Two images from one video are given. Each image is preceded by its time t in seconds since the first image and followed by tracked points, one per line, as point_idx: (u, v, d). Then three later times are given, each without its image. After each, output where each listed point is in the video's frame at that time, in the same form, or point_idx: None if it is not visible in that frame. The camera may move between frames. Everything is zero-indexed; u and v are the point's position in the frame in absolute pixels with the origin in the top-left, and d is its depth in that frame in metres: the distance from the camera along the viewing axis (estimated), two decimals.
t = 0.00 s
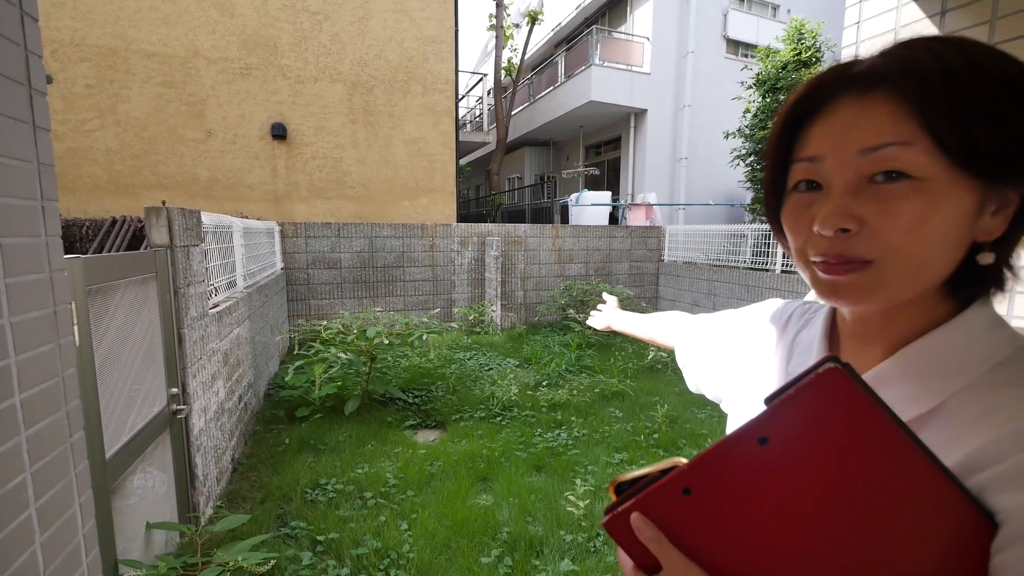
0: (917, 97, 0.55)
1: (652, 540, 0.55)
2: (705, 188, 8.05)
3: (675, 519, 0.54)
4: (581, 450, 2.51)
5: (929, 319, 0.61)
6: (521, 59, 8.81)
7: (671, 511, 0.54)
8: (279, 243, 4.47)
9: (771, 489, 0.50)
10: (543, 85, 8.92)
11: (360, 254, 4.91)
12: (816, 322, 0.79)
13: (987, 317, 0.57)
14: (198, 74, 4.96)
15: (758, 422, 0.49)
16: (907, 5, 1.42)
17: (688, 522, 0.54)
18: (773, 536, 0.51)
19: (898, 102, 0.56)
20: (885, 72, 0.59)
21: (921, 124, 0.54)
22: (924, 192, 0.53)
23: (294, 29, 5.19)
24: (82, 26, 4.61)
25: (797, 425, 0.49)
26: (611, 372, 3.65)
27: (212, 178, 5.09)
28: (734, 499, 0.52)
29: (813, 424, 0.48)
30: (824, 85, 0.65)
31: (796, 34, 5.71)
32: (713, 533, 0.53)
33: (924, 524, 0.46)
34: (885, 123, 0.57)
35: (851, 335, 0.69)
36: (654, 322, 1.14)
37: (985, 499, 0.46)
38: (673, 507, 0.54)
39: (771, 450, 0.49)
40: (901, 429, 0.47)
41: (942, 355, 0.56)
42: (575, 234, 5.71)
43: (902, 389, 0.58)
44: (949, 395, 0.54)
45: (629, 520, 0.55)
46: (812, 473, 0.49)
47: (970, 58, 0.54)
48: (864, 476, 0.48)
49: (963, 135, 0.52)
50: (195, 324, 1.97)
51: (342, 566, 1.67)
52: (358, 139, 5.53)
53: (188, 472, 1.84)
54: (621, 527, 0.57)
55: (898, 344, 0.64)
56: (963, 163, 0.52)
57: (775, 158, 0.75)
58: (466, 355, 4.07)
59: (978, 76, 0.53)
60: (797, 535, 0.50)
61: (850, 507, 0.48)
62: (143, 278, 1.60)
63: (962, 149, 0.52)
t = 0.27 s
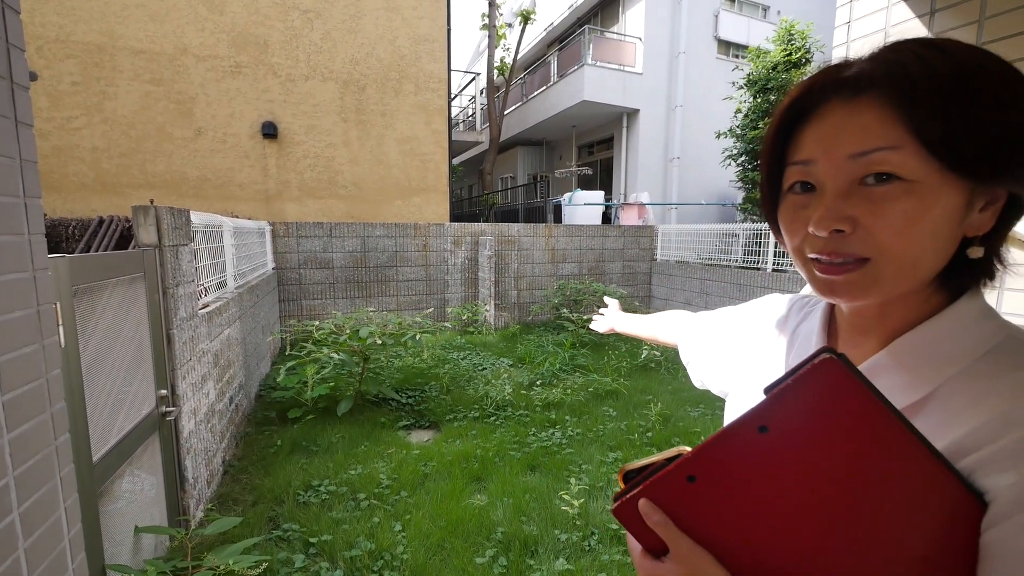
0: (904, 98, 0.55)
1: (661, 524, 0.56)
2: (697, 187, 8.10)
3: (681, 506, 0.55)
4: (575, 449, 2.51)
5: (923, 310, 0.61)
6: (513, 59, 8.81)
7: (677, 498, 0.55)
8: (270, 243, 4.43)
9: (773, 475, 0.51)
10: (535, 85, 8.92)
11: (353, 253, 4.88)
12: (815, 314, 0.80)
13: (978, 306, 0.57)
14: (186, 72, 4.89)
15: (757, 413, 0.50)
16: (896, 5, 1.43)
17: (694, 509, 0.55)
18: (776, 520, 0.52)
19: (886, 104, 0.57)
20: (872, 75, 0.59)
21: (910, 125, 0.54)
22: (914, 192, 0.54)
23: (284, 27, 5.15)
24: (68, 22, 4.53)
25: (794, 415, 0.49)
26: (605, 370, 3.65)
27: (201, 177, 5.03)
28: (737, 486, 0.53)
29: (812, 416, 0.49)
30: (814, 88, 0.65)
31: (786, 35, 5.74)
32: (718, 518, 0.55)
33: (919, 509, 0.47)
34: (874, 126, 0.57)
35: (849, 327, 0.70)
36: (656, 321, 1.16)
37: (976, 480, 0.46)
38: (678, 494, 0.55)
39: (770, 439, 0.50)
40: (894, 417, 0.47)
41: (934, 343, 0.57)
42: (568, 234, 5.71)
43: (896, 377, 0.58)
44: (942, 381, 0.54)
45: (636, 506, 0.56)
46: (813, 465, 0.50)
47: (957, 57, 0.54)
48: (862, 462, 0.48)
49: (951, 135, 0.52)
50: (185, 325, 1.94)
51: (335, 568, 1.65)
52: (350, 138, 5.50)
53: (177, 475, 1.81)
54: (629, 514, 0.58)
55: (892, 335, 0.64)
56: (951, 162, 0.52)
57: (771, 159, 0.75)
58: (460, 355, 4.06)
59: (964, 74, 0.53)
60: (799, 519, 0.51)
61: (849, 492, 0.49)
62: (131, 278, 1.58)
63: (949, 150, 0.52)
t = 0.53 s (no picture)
0: (885, 105, 0.56)
1: (651, 508, 0.56)
2: (691, 188, 8.14)
3: (672, 494, 0.56)
4: (569, 449, 2.51)
5: (911, 308, 0.62)
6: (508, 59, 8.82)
7: (668, 486, 0.56)
8: (263, 243, 4.40)
9: (761, 466, 0.52)
10: (530, 85, 8.93)
11: (347, 253, 4.86)
12: (808, 309, 0.81)
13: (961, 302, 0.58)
14: (178, 70, 4.85)
15: (745, 403, 0.51)
16: (888, 6, 1.45)
17: (684, 497, 0.55)
18: (764, 509, 0.53)
19: (869, 109, 0.57)
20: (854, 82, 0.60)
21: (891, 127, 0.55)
22: (895, 193, 0.54)
23: (278, 26, 5.12)
24: (57, 20, 4.48)
25: (781, 406, 0.50)
26: (600, 370, 3.66)
27: (193, 176, 4.98)
28: (726, 475, 0.53)
29: (800, 407, 0.49)
30: (800, 94, 0.66)
31: (778, 37, 5.77)
32: (708, 507, 0.55)
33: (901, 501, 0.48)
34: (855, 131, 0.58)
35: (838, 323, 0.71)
36: (654, 319, 1.16)
37: (954, 471, 0.47)
38: (669, 482, 0.55)
39: (759, 429, 0.51)
40: (877, 409, 0.48)
41: (918, 339, 0.57)
42: (563, 234, 5.72)
43: (881, 372, 0.59)
44: (925, 375, 0.55)
45: (627, 493, 0.56)
46: (801, 456, 0.50)
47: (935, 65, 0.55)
48: (847, 453, 0.49)
49: (929, 140, 0.53)
50: (175, 325, 1.92)
51: (328, 568, 1.64)
52: (344, 137, 5.47)
53: (169, 476, 1.79)
54: (621, 500, 0.58)
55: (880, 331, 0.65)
56: (929, 163, 0.53)
57: (762, 161, 0.76)
58: (454, 355, 4.05)
59: (941, 82, 0.54)
60: (787, 509, 0.52)
61: (835, 483, 0.50)
62: (121, 277, 1.56)
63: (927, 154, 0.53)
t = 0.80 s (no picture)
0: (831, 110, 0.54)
1: (635, 500, 0.56)
2: (690, 187, 8.14)
3: (657, 487, 0.56)
4: (569, 448, 2.51)
5: (913, 308, 0.60)
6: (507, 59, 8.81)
7: (652, 479, 0.56)
8: (261, 242, 4.39)
9: (745, 463, 0.52)
10: (529, 85, 8.93)
11: (345, 253, 4.86)
12: (813, 308, 0.81)
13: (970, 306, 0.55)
14: (175, 69, 4.84)
15: (730, 401, 0.51)
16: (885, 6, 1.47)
17: (669, 490, 0.56)
18: (746, 507, 0.53)
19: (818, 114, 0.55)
20: (821, 75, 0.57)
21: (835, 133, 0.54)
22: (793, 197, 0.61)
23: (276, 25, 5.11)
24: (54, 18, 4.47)
25: (760, 402, 0.50)
26: (599, 369, 3.66)
27: (191, 176, 4.97)
28: (710, 471, 0.54)
29: (783, 404, 0.50)
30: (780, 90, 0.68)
31: (776, 37, 5.78)
32: (692, 502, 0.55)
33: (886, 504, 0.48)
34: (797, 134, 0.58)
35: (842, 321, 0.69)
36: (661, 320, 1.16)
37: (947, 477, 0.47)
38: (654, 475, 0.56)
39: (741, 425, 0.51)
40: (862, 410, 0.48)
41: (921, 337, 0.56)
42: (562, 233, 5.72)
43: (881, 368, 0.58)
44: (924, 378, 0.54)
45: (614, 485, 0.57)
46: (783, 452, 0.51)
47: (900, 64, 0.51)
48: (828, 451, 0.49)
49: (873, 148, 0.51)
50: (173, 324, 1.91)
51: (326, 568, 1.64)
52: (342, 137, 5.46)
53: (167, 476, 1.79)
54: (608, 491, 0.58)
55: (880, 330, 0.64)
56: (813, 170, 0.57)
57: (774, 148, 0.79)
58: (453, 354, 4.05)
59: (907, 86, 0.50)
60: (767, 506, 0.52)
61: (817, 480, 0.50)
62: (119, 276, 1.56)
63: (862, 161, 0.52)
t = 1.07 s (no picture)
0: (814, 105, 0.54)
1: (608, 500, 0.58)
2: (689, 187, 8.14)
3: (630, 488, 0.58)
4: (568, 448, 2.51)
5: (909, 313, 0.59)
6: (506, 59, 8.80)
7: (625, 480, 0.57)
8: (260, 242, 4.38)
9: (717, 464, 0.53)
10: (528, 85, 8.93)
11: (345, 253, 4.85)
12: (812, 310, 0.81)
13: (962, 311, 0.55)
14: (174, 69, 4.83)
15: (701, 406, 0.52)
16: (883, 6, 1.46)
17: (643, 490, 0.57)
18: (718, 508, 0.55)
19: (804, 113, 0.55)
20: (805, 70, 0.56)
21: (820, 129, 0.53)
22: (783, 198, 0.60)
23: (275, 25, 5.11)
24: (53, 19, 4.47)
25: (730, 408, 0.51)
26: (598, 369, 3.66)
27: (190, 176, 4.97)
28: (681, 471, 0.55)
29: (752, 410, 0.51)
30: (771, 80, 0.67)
31: (775, 37, 5.78)
32: (665, 502, 0.57)
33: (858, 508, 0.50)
34: (780, 131, 0.58)
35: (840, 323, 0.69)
36: (667, 318, 1.16)
37: (929, 492, 0.48)
38: (630, 478, 0.57)
39: (710, 430, 0.52)
40: (836, 420, 0.49)
41: (911, 346, 0.56)
42: (561, 233, 5.72)
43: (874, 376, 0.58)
44: (913, 389, 0.54)
45: (589, 486, 0.58)
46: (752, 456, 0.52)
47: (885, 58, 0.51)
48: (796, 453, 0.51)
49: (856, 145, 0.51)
50: (171, 325, 1.91)
51: (325, 569, 1.64)
52: (341, 137, 5.46)
53: (165, 477, 1.79)
54: (583, 490, 0.60)
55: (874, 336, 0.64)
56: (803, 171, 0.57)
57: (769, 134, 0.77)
58: (453, 354, 4.05)
59: (895, 80, 0.49)
60: (737, 506, 0.54)
61: (785, 482, 0.52)
62: (117, 277, 1.55)
63: (849, 163, 0.52)
